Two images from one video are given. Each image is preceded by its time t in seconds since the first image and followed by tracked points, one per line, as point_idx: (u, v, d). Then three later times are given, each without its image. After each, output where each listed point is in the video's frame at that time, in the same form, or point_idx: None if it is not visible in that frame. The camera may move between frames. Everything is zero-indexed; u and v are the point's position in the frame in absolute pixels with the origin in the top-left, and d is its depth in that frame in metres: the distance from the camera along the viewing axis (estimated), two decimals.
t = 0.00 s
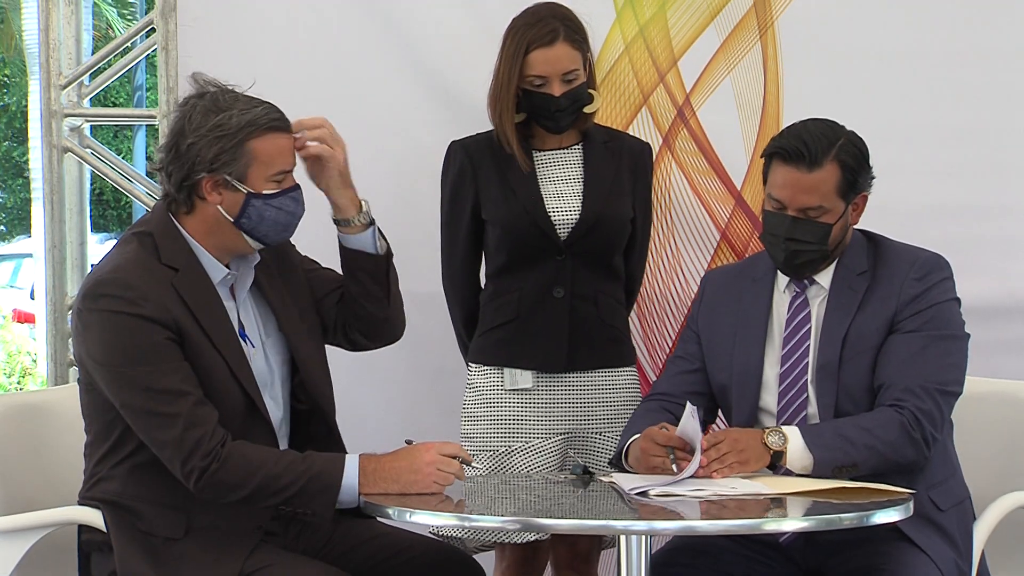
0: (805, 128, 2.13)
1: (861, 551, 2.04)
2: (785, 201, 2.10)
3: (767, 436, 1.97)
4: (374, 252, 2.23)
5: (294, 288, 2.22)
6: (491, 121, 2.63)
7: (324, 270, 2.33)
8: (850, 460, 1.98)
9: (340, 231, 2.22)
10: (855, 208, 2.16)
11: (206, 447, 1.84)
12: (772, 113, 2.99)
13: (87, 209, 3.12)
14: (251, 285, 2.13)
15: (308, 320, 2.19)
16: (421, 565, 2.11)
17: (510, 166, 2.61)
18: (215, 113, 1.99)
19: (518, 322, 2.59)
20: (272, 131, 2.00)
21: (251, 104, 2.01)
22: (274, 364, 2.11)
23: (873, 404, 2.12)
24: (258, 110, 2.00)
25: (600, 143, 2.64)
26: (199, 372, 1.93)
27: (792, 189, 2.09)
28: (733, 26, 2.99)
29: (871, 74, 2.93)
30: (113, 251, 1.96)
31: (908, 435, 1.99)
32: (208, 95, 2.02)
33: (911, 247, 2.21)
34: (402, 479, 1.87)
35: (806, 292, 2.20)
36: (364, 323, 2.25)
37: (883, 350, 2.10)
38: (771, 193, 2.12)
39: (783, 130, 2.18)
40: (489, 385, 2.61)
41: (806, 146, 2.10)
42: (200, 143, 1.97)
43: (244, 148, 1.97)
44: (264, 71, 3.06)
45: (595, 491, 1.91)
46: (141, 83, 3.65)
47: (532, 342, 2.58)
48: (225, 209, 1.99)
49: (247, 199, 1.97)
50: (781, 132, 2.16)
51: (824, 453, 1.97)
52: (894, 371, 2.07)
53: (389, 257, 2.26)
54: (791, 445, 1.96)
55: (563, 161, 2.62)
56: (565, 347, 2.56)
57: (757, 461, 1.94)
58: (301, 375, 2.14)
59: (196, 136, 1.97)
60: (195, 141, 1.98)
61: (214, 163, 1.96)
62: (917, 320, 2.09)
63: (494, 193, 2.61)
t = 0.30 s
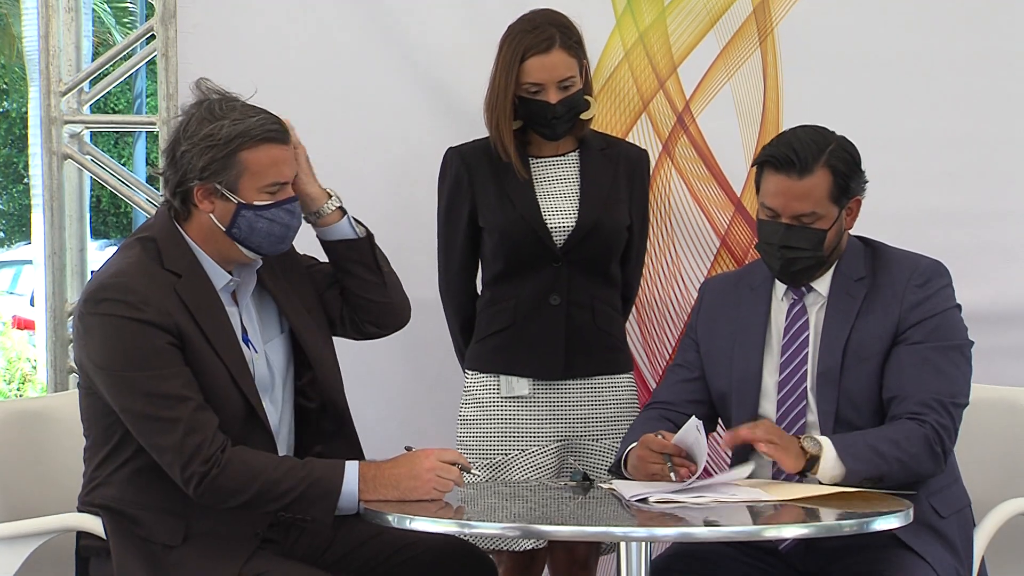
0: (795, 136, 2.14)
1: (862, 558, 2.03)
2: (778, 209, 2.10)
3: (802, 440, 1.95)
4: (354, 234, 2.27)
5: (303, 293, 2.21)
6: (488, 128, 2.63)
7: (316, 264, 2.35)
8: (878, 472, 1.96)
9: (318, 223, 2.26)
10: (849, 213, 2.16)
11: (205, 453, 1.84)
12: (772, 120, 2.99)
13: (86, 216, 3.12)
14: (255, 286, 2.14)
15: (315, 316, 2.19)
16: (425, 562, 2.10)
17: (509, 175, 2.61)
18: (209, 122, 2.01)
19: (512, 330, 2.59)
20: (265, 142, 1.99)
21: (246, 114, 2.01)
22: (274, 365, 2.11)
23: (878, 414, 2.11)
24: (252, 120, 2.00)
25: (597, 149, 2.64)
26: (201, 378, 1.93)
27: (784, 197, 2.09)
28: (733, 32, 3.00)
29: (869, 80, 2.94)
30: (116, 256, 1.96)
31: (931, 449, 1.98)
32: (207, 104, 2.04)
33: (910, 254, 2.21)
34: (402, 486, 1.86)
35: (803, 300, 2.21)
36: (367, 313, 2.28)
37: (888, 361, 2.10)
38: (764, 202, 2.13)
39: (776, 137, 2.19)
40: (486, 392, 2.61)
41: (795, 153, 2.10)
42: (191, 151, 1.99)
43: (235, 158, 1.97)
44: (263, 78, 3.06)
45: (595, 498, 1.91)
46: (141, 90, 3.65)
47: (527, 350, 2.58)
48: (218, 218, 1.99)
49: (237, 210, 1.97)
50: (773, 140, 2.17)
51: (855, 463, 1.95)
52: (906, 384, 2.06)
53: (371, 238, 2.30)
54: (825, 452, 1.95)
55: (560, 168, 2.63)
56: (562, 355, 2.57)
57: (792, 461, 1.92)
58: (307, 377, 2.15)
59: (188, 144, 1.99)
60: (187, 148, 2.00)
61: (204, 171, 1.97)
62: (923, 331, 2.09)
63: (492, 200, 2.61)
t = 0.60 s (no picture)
0: (798, 139, 2.14)
1: (861, 563, 2.03)
2: (781, 212, 2.10)
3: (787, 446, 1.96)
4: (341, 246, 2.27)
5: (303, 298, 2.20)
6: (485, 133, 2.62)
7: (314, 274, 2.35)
8: (866, 472, 1.96)
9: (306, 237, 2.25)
10: (851, 217, 2.16)
11: (206, 454, 1.84)
12: (771, 124, 2.99)
13: (86, 221, 3.11)
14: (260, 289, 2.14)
15: (318, 322, 2.19)
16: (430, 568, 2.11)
17: (506, 179, 2.61)
18: (216, 131, 2.00)
19: (509, 335, 2.58)
20: (271, 154, 1.98)
21: (252, 125, 2.00)
22: (279, 370, 2.11)
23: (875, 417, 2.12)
24: (258, 131, 1.99)
25: (593, 153, 2.65)
26: (204, 381, 1.93)
27: (787, 200, 2.09)
28: (733, 36, 3.00)
29: (868, 84, 2.94)
30: (122, 257, 1.96)
31: (920, 448, 1.98)
32: (215, 112, 2.04)
33: (910, 260, 2.21)
34: (402, 491, 1.86)
35: (804, 305, 2.20)
36: (365, 318, 2.28)
37: (885, 365, 2.10)
38: (765, 205, 2.13)
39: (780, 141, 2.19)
40: (484, 397, 2.61)
41: (800, 157, 2.10)
42: (196, 160, 1.99)
43: (241, 169, 1.97)
44: (263, 82, 3.06)
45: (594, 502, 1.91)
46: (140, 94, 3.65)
47: (522, 355, 2.57)
48: (222, 227, 1.99)
49: (241, 220, 1.98)
50: (775, 144, 2.16)
51: (843, 463, 1.96)
52: (900, 385, 2.06)
53: (359, 248, 2.29)
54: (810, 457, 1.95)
55: (555, 171, 2.63)
56: (559, 360, 2.56)
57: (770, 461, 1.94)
58: (309, 383, 2.14)
59: (194, 154, 1.99)
60: (193, 157, 2.00)
61: (210, 181, 1.97)
62: (919, 334, 2.09)
63: (490, 205, 2.60)
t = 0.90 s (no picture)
0: (807, 134, 2.13)
1: (863, 564, 2.02)
2: (787, 207, 2.10)
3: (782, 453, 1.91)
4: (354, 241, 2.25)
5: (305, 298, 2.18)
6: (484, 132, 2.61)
7: (319, 273, 2.35)
8: (854, 471, 1.96)
9: (318, 230, 2.23)
10: (857, 216, 2.15)
11: (207, 454, 1.82)
12: (771, 123, 2.99)
13: (84, 221, 3.10)
14: (263, 290, 2.12)
15: (320, 322, 2.18)
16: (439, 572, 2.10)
17: (506, 179, 2.60)
18: (228, 130, 1.98)
19: (509, 335, 2.57)
20: (282, 155, 1.97)
21: (264, 125, 1.98)
22: (281, 369, 2.10)
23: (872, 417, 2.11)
24: (269, 131, 1.97)
25: (592, 153, 2.64)
26: (209, 382, 1.91)
27: (794, 194, 2.08)
28: (733, 36, 2.99)
29: (869, 84, 2.93)
30: (129, 256, 1.95)
31: (908, 449, 1.97)
32: (227, 110, 2.02)
33: (913, 260, 2.21)
34: (401, 492, 1.85)
35: (806, 304, 2.19)
36: (368, 317, 2.27)
37: (880, 364, 2.09)
38: (772, 200, 2.12)
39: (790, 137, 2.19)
40: (481, 399, 2.60)
41: (809, 152, 2.09)
42: (207, 158, 1.97)
43: (251, 169, 1.96)
44: (262, 82, 3.05)
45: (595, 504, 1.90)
46: (139, 93, 3.63)
47: (522, 355, 2.56)
48: (230, 227, 1.98)
49: (249, 220, 1.96)
50: (785, 138, 2.16)
51: (833, 462, 1.95)
52: (894, 383, 2.06)
53: (370, 244, 2.28)
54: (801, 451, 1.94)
55: (553, 170, 2.62)
56: (558, 361, 2.55)
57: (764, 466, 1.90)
58: (310, 383, 2.13)
59: (204, 151, 1.97)
60: (204, 154, 1.98)
61: (219, 180, 1.95)
62: (916, 333, 2.09)
63: (489, 204, 2.59)
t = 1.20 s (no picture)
0: (817, 131, 2.14)
1: (863, 564, 2.02)
2: (794, 201, 2.10)
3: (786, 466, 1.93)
4: (348, 252, 2.25)
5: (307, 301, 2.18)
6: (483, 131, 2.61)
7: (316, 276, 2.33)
8: (857, 478, 1.96)
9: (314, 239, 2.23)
10: (866, 214, 2.14)
11: (209, 451, 1.82)
12: (772, 124, 2.98)
13: (84, 221, 3.10)
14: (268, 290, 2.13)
15: (320, 327, 2.17)
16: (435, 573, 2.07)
17: (505, 179, 2.60)
18: (232, 128, 1.98)
19: (509, 336, 2.57)
20: (287, 150, 1.97)
21: (268, 122, 1.98)
22: (285, 371, 2.10)
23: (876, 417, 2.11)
24: (273, 128, 1.98)
25: (592, 153, 2.64)
26: (215, 380, 1.92)
27: (801, 188, 2.08)
28: (733, 36, 2.99)
29: (869, 84, 2.93)
30: (139, 252, 1.96)
31: (911, 454, 1.98)
32: (230, 109, 2.02)
33: (922, 262, 2.20)
34: (401, 492, 1.85)
35: (813, 301, 2.19)
36: (367, 324, 2.27)
37: (886, 364, 2.10)
38: (779, 195, 2.12)
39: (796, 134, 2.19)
40: (482, 399, 2.60)
41: (816, 147, 2.10)
42: (212, 156, 1.97)
43: (256, 166, 1.96)
44: (262, 82, 3.05)
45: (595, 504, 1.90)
46: (139, 94, 3.63)
47: (522, 354, 2.56)
48: (238, 223, 1.98)
49: (257, 216, 1.96)
50: (793, 136, 2.16)
51: (836, 469, 1.95)
52: (899, 386, 2.06)
53: (365, 254, 2.28)
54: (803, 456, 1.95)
55: (553, 171, 2.61)
56: (558, 361, 2.55)
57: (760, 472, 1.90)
58: (312, 385, 2.12)
59: (209, 150, 1.97)
60: (209, 154, 1.98)
61: (225, 178, 1.95)
62: (925, 335, 2.09)
63: (489, 204, 2.59)
